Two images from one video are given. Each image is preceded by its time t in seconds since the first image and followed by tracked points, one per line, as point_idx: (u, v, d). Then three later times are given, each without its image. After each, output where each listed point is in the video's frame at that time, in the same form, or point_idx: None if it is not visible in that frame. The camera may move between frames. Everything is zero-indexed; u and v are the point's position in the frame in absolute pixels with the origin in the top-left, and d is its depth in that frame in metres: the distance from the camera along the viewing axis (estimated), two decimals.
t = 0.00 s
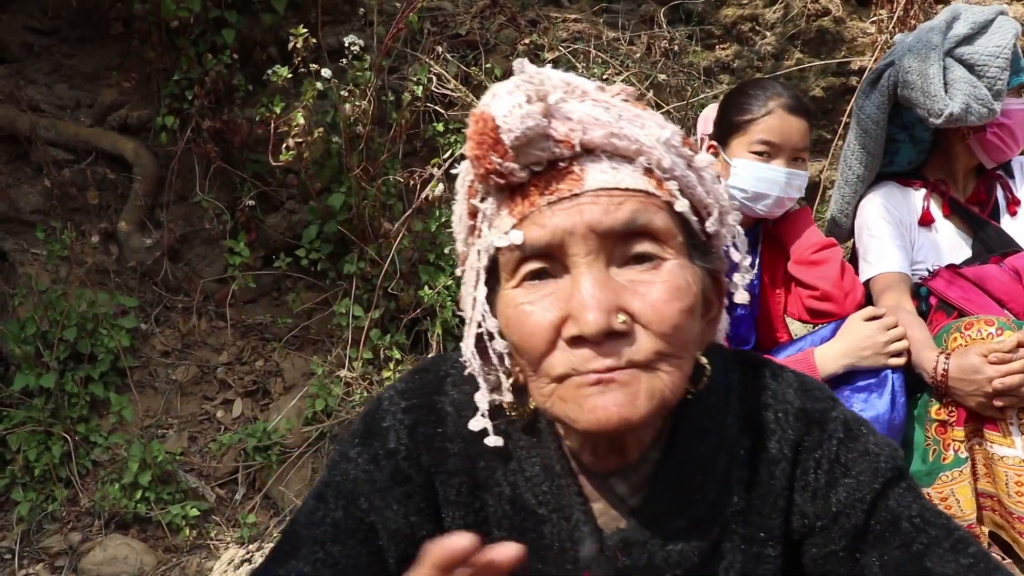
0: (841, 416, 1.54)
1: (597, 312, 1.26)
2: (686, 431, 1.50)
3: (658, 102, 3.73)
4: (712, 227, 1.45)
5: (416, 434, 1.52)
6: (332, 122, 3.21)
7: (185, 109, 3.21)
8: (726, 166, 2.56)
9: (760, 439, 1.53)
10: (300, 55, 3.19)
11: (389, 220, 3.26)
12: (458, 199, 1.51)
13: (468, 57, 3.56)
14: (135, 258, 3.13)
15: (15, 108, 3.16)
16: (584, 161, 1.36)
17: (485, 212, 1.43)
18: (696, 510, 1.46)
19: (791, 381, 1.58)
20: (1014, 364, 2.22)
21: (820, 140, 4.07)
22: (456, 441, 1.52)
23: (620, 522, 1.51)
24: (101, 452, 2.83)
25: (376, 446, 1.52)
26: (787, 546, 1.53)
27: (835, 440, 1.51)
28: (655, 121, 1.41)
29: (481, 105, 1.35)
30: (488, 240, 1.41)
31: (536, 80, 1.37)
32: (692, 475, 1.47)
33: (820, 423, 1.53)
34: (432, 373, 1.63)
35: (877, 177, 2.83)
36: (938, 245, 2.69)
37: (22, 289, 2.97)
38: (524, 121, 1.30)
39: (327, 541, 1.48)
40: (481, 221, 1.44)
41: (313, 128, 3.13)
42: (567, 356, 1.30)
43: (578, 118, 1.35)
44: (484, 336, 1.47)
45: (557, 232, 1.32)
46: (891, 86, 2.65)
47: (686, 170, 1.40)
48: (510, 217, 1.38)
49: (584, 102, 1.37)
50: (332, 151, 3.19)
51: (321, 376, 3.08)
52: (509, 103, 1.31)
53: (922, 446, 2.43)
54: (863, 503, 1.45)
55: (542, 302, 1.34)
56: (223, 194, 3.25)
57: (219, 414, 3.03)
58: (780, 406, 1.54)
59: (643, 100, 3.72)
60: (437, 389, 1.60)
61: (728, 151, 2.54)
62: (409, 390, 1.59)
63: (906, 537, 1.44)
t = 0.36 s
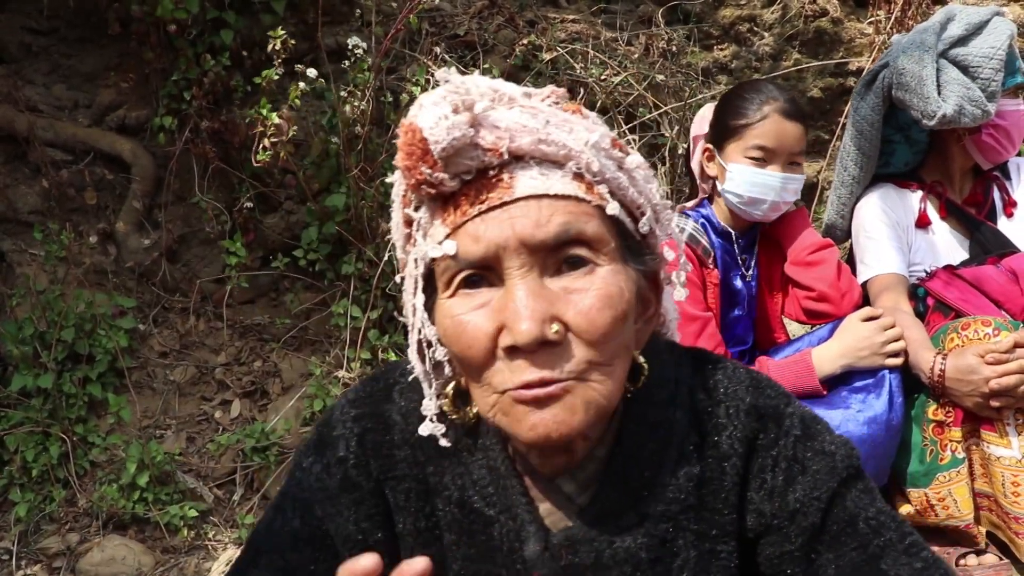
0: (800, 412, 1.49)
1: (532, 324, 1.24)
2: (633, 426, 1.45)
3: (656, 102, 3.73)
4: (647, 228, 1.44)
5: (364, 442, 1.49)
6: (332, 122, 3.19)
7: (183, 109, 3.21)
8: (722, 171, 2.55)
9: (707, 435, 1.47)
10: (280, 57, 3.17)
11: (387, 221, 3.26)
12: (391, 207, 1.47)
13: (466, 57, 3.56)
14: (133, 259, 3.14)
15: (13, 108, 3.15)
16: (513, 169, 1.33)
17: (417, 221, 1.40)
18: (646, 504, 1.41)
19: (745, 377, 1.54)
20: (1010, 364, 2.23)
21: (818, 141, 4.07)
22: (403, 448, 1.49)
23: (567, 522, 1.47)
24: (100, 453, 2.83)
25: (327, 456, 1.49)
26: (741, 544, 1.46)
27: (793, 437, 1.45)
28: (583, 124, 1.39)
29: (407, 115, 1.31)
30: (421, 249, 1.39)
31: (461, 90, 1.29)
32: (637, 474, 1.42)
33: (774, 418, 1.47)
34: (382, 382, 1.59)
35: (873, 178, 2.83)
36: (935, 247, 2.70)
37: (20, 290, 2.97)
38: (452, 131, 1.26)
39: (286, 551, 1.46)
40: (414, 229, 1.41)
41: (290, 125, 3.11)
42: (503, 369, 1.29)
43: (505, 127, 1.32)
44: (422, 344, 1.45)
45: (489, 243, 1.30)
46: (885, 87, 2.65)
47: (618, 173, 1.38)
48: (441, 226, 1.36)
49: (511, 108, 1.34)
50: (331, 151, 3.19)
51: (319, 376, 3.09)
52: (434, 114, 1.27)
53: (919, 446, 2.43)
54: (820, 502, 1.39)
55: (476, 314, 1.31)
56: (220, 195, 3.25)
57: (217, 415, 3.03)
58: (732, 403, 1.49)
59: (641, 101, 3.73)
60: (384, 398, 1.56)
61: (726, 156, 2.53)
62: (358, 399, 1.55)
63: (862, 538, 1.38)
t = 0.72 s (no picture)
0: (778, 429, 1.60)
1: (495, 394, 1.27)
2: (610, 455, 1.54)
3: (658, 103, 3.73)
4: (626, 277, 1.45)
5: (339, 477, 1.56)
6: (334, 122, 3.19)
7: (185, 109, 3.21)
8: (741, 175, 2.51)
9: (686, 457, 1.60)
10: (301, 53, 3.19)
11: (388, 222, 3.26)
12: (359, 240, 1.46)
13: (468, 58, 3.56)
14: (135, 258, 3.13)
15: (15, 107, 3.15)
16: (485, 224, 1.32)
17: (383, 265, 1.40)
18: (623, 531, 1.53)
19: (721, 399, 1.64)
20: (1013, 365, 2.22)
21: (819, 142, 4.07)
22: (377, 483, 1.56)
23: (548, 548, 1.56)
24: (101, 452, 2.83)
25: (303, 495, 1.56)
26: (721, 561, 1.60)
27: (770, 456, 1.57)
28: (565, 171, 1.35)
29: (375, 160, 1.31)
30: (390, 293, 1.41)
31: (427, 139, 1.25)
32: (616, 500, 1.53)
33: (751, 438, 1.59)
34: (354, 415, 1.67)
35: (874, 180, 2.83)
36: (936, 249, 2.71)
37: (21, 289, 2.97)
38: (416, 189, 1.25)
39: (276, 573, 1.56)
40: (380, 273, 1.42)
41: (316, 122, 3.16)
42: (466, 426, 1.34)
43: (476, 180, 1.28)
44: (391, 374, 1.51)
45: (456, 303, 1.31)
46: (887, 87, 2.65)
47: (597, 224, 1.36)
48: (409, 274, 1.36)
49: (485, 156, 1.29)
50: (332, 151, 3.19)
51: (320, 376, 3.09)
52: (399, 169, 1.25)
53: (920, 447, 2.43)
54: (799, 520, 1.51)
55: (443, 369, 1.34)
56: (222, 195, 3.25)
57: (218, 414, 3.03)
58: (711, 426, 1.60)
59: (642, 102, 3.73)
60: (357, 432, 1.64)
61: (745, 159, 2.50)
62: (332, 435, 1.62)
63: (840, 554, 1.49)
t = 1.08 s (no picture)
0: (784, 436, 1.61)
1: (518, 383, 1.32)
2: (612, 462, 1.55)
3: (658, 103, 3.73)
4: (636, 272, 1.50)
5: (339, 480, 1.57)
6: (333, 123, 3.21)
7: (184, 109, 3.21)
8: (746, 174, 2.52)
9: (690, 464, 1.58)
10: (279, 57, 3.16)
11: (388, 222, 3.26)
12: (368, 238, 1.49)
13: (468, 58, 3.56)
14: (134, 258, 3.15)
15: (14, 107, 3.15)
16: (502, 219, 1.37)
17: (396, 262, 1.43)
18: (625, 538, 1.51)
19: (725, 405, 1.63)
20: (1011, 365, 2.23)
21: (819, 141, 4.07)
22: (379, 486, 1.57)
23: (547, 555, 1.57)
24: (100, 452, 2.83)
25: (305, 497, 1.54)
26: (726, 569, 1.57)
27: (777, 462, 1.57)
28: (576, 166, 1.41)
29: (390, 157, 1.34)
30: (403, 291, 1.43)
31: (444, 133, 1.31)
32: (621, 506, 1.52)
33: (757, 445, 1.58)
34: (355, 417, 1.67)
35: (874, 179, 2.83)
36: (936, 249, 2.71)
37: (21, 289, 2.97)
38: (438, 183, 1.29)
39: None
40: (393, 273, 1.45)
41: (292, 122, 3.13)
42: (486, 419, 1.38)
43: (494, 174, 1.33)
44: (397, 378, 1.52)
45: (475, 296, 1.36)
46: (886, 87, 2.65)
47: (609, 218, 1.42)
48: (425, 272, 1.40)
49: (501, 152, 1.35)
50: (332, 151, 3.19)
51: (320, 376, 3.09)
52: (419, 164, 1.29)
53: (920, 447, 2.43)
54: (805, 528, 1.51)
55: (461, 363, 1.38)
56: (222, 195, 3.25)
57: (218, 414, 3.02)
58: (714, 431, 1.59)
59: (642, 102, 3.73)
60: (359, 434, 1.65)
61: (749, 158, 2.50)
62: (333, 436, 1.63)
63: (850, 563, 1.50)
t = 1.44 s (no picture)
0: (791, 434, 1.61)
1: (534, 359, 1.31)
2: (621, 458, 1.54)
3: (659, 103, 3.73)
4: (644, 254, 1.53)
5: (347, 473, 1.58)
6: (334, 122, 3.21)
7: (185, 108, 3.21)
8: (755, 174, 2.51)
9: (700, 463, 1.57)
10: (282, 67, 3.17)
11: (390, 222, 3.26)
12: (378, 227, 1.53)
13: (469, 57, 3.56)
14: (134, 258, 3.14)
15: (15, 106, 3.15)
16: (514, 198, 1.40)
17: (408, 246, 1.45)
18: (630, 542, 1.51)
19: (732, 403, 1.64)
20: (1014, 365, 2.23)
21: (820, 141, 4.07)
22: (387, 479, 1.58)
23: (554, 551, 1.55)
24: (101, 452, 2.82)
25: (313, 486, 1.58)
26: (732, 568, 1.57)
27: (783, 461, 1.56)
28: (583, 148, 1.46)
29: (404, 137, 1.36)
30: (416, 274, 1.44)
31: (458, 112, 1.35)
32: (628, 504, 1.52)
33: (764, 442, 1.58)
34: (362, 410, 1.67)
35: (875, 179, 2.83)
36: (937, 249, 2.70)
37: (21, 288, 2.96)
38: (453, 157, 1.32)
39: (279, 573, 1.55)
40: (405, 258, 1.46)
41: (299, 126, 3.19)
42: (502, 400, 1.36)
43: (507, 152, 1.37)
44: (408, 370, 1.51)
45: (488, 274, 1.36)
46: (886, 87, 2.65)
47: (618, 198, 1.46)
48: (437, 253, 1.41)
49: (512, 132, 1.39)
50: (333, 150, 3.19)
51: (321, 376, 3.08)
52: (433, 139, 1.31)
53: (922, 447, 2.43)
54: (810, 527, 1.50)
55: (475, 344, 1.38)
56: (223, 194, 3.25)
57: (218, 414, 3.02)
58: (722, 429, 1.59)
59: (643, 102, 3.73)
60: (367, 427, 1.65)
61: (760, 158, 2.49)
62: (341, 427, 1.64)
63: (851, 561, 1.46)
